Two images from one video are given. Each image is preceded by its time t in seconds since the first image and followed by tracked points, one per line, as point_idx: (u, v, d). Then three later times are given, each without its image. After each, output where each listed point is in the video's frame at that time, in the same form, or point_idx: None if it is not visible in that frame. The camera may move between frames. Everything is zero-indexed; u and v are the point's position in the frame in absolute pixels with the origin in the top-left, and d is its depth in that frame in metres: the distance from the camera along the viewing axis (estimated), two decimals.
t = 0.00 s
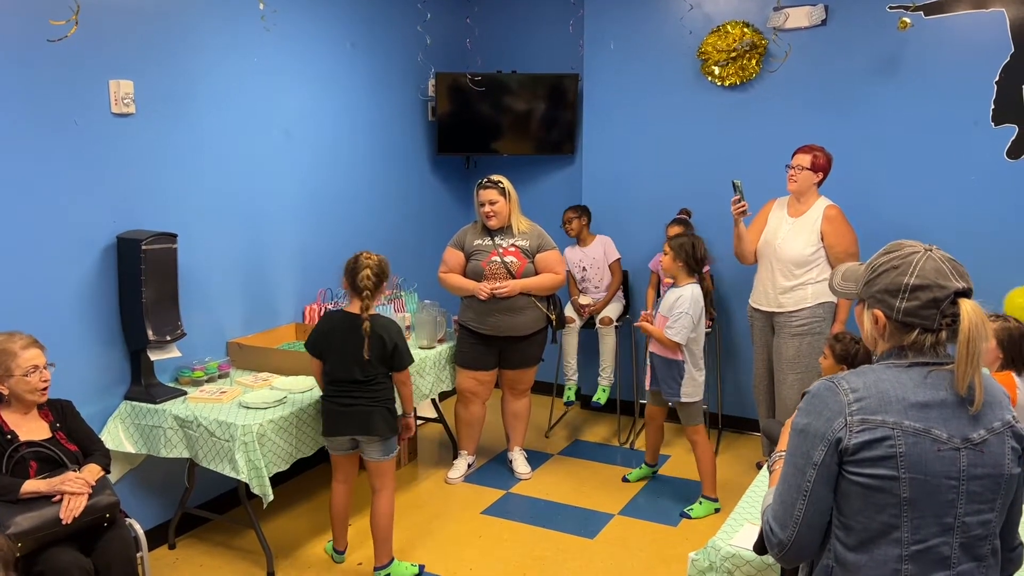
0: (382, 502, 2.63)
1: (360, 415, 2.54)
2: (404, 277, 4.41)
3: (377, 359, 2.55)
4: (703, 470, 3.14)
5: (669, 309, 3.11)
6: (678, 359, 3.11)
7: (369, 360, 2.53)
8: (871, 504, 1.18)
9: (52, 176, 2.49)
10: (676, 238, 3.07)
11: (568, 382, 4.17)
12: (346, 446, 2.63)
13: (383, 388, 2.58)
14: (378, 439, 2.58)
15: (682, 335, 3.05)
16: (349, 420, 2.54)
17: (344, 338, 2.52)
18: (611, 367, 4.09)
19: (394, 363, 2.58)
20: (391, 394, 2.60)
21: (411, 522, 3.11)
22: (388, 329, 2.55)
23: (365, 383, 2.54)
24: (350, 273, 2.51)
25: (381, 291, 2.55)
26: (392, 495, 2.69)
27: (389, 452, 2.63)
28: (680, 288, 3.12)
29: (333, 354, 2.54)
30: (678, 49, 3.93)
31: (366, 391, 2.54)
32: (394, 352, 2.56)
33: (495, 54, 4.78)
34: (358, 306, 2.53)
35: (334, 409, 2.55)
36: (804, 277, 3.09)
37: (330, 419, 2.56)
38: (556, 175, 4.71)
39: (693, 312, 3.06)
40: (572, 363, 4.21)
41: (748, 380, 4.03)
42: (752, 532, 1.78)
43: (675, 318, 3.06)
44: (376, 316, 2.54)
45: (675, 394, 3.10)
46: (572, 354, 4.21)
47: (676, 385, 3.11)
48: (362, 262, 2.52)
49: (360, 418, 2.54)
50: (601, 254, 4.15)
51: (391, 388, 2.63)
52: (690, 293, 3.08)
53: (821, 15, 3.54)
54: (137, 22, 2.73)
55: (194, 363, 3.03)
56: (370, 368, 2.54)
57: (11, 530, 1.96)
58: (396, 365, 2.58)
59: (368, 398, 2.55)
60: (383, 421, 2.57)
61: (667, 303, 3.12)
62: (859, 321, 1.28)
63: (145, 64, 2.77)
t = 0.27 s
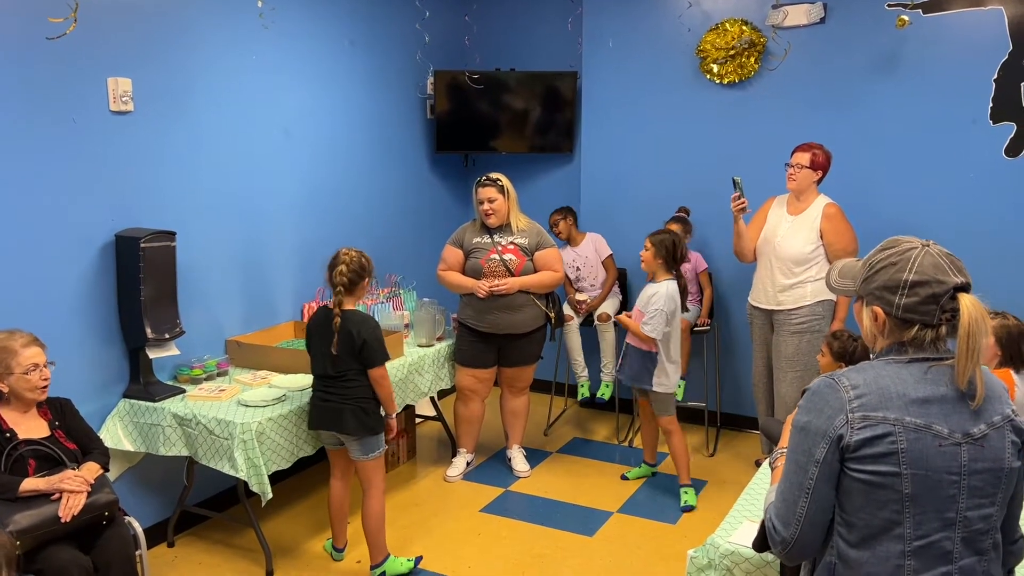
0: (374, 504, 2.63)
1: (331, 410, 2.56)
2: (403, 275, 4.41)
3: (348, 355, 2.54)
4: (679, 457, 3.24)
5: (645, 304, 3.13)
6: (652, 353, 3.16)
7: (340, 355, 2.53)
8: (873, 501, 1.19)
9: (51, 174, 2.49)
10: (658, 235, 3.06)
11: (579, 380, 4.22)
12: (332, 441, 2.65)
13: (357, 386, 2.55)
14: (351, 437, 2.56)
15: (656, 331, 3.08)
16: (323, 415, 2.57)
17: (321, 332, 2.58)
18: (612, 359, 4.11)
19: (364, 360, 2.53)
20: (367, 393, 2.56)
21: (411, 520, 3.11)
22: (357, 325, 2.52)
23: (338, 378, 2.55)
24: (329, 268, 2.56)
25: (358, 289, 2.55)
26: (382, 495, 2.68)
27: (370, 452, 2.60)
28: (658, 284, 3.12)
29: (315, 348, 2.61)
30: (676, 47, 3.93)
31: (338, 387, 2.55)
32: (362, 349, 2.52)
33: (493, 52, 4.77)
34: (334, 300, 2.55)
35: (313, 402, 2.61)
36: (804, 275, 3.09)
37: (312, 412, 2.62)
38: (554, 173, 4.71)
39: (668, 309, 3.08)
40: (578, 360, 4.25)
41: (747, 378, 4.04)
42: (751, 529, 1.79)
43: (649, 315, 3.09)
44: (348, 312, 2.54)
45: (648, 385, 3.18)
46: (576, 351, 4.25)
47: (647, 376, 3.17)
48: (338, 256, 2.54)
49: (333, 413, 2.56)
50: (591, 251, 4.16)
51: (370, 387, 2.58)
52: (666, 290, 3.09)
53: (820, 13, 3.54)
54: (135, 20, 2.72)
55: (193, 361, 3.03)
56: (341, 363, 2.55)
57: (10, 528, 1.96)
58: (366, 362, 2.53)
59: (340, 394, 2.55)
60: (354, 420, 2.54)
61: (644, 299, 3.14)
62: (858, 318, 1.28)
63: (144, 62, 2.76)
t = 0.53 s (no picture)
0: (375, 502, 2.62)
1: (332, 409, 2.56)
2: (401, 274, 4.40)
3: (347, 354, 2.53)
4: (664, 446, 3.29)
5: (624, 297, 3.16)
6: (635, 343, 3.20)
7: (339, 354, 2.53)
8: (874, 501, 1.18)
9: (47, 172, 2.48)
10: (645, 231, 3.11)
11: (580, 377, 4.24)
12: (335, 441, 2.65)
13: (356, 385, 2.54)
14: (353, 436, 2.56)
15: (632, 324, 3.11)
16: (325, 414, 2.57)
17: (322, 331, 2.58)
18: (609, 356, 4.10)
19: (361, 359, 2.52)
20: (365, 391, 2.55)
21: (408, 519, 3.10)
22: (355, 323, 2.51)
23: (338, 377, 2.55)
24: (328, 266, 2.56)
25: (354, 287, 2.53)
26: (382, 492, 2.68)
27: (372, 451, 2.60)
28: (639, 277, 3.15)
29: (317, 347, 2.61)
30: (674, 45, 3.93)
31: (338, 386, 2.55)
32: (359, 347, 2.50)
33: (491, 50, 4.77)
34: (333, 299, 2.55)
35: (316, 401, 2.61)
36: (802, 273, 3.09)
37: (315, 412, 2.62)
38: (552, 171, 4.70)
39: (643, 302, 3.09)
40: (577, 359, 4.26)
41: (745, 376, 4.04)
42: (749, 527, 1.78)
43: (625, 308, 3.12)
44: (346, 310, 2.53)
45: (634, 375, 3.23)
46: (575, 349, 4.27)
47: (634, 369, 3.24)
48: (335, 254, 2.54)
49: (335, 413, 2.56)
50: (591, 249, 4.17)
51: (369, 385, 2.55)
52: (643, 283, 3.11)
53: (818, 11, 3.54)
54: (132, 17, 2.72)
55: (190, 359, 3.03)
56: (340, 362, 2.54)
57: (6, 526, 1.96)
58: (364, 360, 2.51)
59: (340, 393, 2.55)
60: (355, 418, 2.54)
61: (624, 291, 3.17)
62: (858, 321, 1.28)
63: (141, 59, 2.75)
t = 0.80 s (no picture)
0: (381, 499, 2.63)
1: (354, 412, 2.54)
2: (398, 272, 4.40)
3: (370, 356, 2.52)
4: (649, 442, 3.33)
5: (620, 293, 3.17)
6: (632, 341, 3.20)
7: (363, 356, 2.51)
8: (875, 503, 1.18)
9: (43, 170, 2.47)
10: (640, 226, 3.12)
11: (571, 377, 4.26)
12: (349, 446, 2.61)
13: (379, 386, 2.54)
14: (377, 438, 2.55)
15: (629, 320, 3.12)
16: (346, 418, 2.53)
17: (340, 334, 2.54)
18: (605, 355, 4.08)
19: (386, 359, 2.52)
20: (388, 392, 2.56)
21: (406, 517, 3.10)
22: (380, 325, 2.51)
23: (361, 379, 2.53)
24: (344, 267, 2.52)
25: (376, 287, 2.52)
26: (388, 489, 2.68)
27: (391, 451, 2.60)
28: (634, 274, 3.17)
29: (332, 350, 2.56)
30: (672, 43, 3.92)
31: (361, 388, 2.53)
32: (385, 348, 2.51)
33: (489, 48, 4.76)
34: (353, 300, 2.52)
35: (333, 406, 2.56)
36: (800, 271, 3.09)
37: (331, 417, 2.57)
38: (550, 170, 4.70)
39: (641, 298, 3.11)
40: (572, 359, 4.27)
41: (743, 375, 4.04)
42: (746, 526, 1.78)
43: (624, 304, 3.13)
44: (368, 311, 2.52)
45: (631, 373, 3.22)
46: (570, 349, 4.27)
47: (630, 366, 3.24)
48: (353, 255, 2.51)
49: (357, 415, 2.53)
50: (599, 250, 4.12)
51: (391, 385, 2.57)
52: (640, 279, 3.13)
53: (815, 10, 3.54)
54: (128, 15, 2.71)
55: (186, 358, 3.02)
56: (363, 364, 2.53)
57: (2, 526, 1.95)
58: (388, 361, 2.52)
59: (364, 396, 2.53)
60: (381, 419, 2.54)
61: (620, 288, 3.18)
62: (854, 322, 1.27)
63: (137, 57, 2.75)
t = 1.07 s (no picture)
0: (383, 497, 2.63)
1: (380, 412, 2.51)
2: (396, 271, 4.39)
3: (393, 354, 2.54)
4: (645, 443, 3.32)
5: (641, 290, 3.19)
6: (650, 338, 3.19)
7: (387, 355, 2.52)
8: (877, 501, 1.17)
9: (38, 168, 2.46)
10: (643, 224, 3.16)
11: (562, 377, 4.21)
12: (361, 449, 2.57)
13: (399, 383, 2.57)
14: (398, 435, 2.56)
15: (659, 313, 3.15)
16: (372, 420, 2.50)
17: (360, 335, 2.49)
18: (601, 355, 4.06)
19: (407, 356, 2.57)
20: (406, 389, 2.60)
21: (404, 516, 3.10)
22: (401, 323, 2.55)
23: (384, 379, 2.52)
24: (356, 267, 2.50)
25: (390, 285, 2.55)
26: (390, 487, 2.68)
27: (404, 448, 2.62)
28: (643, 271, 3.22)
29: (347, 353, 2.50)
30: (670, 42, 3.92)
31: (385, 387, 2.52)
32: (409, 346, 2.56)
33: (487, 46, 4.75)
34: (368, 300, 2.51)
35: (354, 411, 2.49)
36: (798, 269, 3.09)
37: (351, 423, 2.50)
38: (548, 168, 4.69)
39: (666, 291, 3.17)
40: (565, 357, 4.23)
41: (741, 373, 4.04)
42: (744, 524, 1.78)
43: (652, 299, 3.15)
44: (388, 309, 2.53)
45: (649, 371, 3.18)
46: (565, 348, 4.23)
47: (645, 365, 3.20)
48: (365, 254, 2.50)
49: (383, 416, 2.51)
50: (612, 250, 4.09)
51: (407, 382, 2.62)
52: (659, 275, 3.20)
53: (813, 8, 3.54)
54: (124, 12, 2.69)
55: (183, 357, 3.01)
56: (386, 363, 2.53)
57: None
58: (410, 358, 2.57)
59: (388, 394, 2.53)
60: (403, 416, 2.56)
61: (637, 285, 3.20)
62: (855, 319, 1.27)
63: (134, 55, 2.74)
